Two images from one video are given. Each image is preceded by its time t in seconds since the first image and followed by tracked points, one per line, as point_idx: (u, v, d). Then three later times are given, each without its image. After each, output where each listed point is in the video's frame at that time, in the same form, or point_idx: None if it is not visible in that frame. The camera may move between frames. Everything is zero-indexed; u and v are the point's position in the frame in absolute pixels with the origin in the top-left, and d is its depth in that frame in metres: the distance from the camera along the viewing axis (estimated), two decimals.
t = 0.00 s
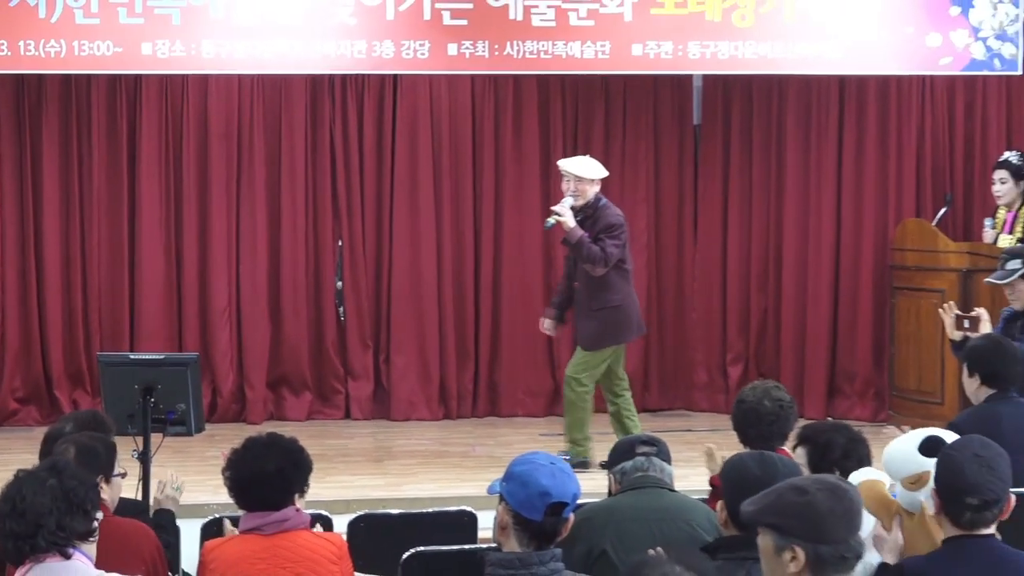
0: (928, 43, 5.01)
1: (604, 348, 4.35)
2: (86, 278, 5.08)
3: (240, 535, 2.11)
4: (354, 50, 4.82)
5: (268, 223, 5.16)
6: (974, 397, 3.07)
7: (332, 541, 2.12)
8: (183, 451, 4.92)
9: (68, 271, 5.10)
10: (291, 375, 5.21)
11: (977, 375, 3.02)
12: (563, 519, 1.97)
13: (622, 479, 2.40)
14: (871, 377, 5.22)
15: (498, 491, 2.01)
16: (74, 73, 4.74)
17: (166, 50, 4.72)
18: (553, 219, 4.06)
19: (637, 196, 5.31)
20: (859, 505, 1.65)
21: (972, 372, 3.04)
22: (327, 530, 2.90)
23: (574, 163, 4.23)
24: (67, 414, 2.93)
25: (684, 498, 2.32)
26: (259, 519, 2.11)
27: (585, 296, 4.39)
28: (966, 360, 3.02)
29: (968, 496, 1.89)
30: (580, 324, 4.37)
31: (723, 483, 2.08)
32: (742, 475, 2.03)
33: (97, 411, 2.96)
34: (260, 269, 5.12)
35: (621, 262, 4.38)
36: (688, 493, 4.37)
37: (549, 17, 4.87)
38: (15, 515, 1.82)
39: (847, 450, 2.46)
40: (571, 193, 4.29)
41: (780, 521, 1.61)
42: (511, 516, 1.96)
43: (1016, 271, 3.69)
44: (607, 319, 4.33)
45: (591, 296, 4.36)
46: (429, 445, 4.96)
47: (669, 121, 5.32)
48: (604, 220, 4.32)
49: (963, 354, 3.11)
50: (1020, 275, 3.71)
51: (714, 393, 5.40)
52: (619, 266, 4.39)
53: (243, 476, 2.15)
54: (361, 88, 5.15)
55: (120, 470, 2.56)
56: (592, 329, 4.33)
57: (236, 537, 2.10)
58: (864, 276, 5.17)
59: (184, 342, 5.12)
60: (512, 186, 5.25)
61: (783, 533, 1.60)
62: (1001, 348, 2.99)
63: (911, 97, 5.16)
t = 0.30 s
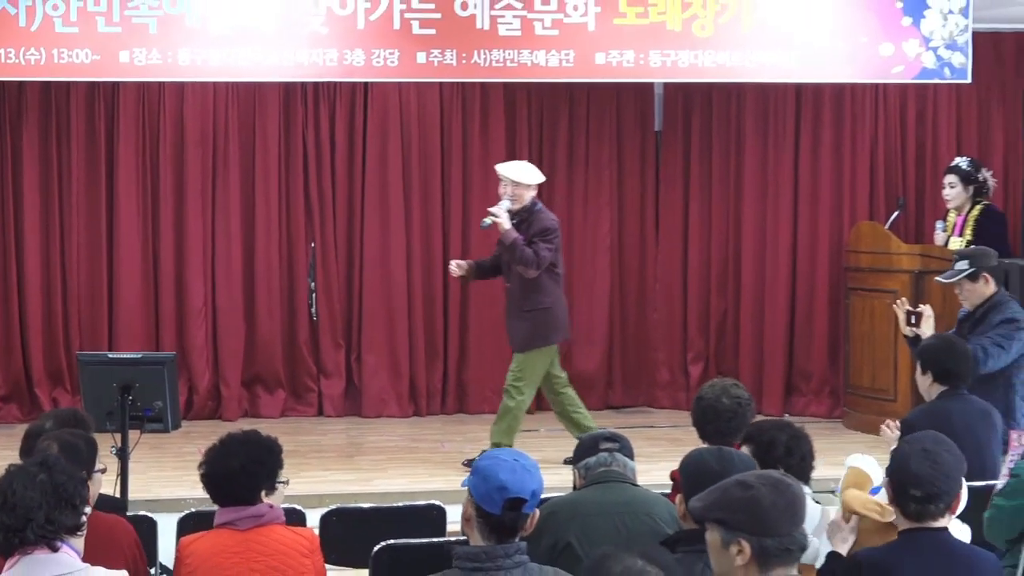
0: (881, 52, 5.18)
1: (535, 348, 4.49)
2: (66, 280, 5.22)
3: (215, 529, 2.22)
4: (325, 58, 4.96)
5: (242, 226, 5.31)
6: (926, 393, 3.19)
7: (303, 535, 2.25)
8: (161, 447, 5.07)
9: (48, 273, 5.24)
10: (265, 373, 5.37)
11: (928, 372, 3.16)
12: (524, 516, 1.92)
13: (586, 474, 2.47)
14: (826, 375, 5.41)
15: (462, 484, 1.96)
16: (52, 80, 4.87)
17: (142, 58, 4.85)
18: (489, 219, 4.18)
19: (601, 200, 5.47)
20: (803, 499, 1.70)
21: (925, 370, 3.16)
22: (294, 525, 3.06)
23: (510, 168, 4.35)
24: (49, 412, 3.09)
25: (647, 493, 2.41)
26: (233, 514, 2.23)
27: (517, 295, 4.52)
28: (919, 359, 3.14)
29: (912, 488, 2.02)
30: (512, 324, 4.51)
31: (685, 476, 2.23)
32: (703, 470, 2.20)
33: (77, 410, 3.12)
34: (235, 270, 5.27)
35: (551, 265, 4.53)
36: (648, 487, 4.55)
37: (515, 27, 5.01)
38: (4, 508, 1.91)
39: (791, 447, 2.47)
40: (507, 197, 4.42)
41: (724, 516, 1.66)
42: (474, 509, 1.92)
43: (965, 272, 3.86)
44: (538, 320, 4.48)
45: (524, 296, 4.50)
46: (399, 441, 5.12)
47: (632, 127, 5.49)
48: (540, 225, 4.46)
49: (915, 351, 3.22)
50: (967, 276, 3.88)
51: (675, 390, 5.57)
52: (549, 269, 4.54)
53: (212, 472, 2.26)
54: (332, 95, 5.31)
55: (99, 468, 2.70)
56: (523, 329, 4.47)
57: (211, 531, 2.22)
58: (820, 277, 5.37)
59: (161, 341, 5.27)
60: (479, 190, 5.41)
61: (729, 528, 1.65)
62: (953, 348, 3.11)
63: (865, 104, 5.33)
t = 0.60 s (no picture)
0: (849, 62, 5.39)
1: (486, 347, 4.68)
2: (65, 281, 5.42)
3: (210, 520, 2.35)
4: (315, 67, 5.15)
5: (235, 229, 5.51)
6: (890, 388, 3.40)
7: (295, 526, 2.38)
8: (156, 442, 5.28)
9: (48, 274, 5.44)
10: (257, 370, 5.57)
11: (893, 370, 3.37)
12: (506, 507, 2.03)
13: (564, 467, 2.66)
14: (796, 372, 5.63)
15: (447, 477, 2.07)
16: (52, 88, 5.06)
17: (138, 67, 5.05)
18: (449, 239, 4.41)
19: (580, 203, 5.69)
20: (773, 492, 1.87)
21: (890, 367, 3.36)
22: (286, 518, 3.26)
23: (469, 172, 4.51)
24: (46, 407, 3.21)
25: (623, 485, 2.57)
26: (227, 505, 2.35)
27: (470, 298, 4.70)
28: (886, 358, 3.33)
29: (872, 480, 2.10)
30: (465, 324, 4.68)
31: (657, 469, 2.31)
32: (676, 463, 2.28)
33: (76, 405, 3.27)
34: (228, 272, 5.47)
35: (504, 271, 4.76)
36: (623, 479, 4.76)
37: (498, 37, 5.21)
38: (11, 499, 1.97)
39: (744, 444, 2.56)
40: (467, 199, 4.59)
41: (699, 506, 1.83)
42: (459, 501, 2.03)
43: (934, 274, 4.10)
44: (492, 322, 4.69)
45: (479, 299, 4.68)
46: (386, 436, 5.33)
47: (609, 134, 5.70)
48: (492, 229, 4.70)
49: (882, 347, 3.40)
50: (937, 277, 4.13)
51: (651, 386, 5.79)
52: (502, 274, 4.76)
53: (208, 467, 2.37)
54: (321, 103, 5.52)
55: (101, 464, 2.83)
56: (479, 330, 4.67)
57: (205, 522, 2.35)
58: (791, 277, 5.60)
59: (156, 340, 5.47)
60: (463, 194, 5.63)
61: (703, 516, 1.82)
62: (919, 348, 3.30)
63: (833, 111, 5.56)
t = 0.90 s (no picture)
0: (820, 74, 5.68)
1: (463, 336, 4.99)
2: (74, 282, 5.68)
3: (215, 508, 2.58)
4: (313, 78, 5.43)
5: (237, 232, 5.79)
6: (860, 383, 3.67)
7: (294, 514, 2.61)
8: (162, 435, 5.55)
9: (58, 275, 5.70)
10: (257, 366, 5.85)
11: (863, 366, 3.63)
12: (493, 496, 2.11)
13: (548, 459, 2.83)
14: (771, 368, 5.91)
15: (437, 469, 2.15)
16: (62, 97, 5.32)
17: (144, 78, 5.32)
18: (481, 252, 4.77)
19: (565, 207, 5.97)
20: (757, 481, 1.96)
21: (860, 363, 3.63)
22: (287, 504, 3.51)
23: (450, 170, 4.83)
24: (56, 403, 3.45)
25: (604, 475, 2.75)
26: (230, 495, 2.59)
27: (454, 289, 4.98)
28: (857, 354, 3.60)
29: (842, 462, 2.31)
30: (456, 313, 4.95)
31: (638, 460, 2.49)
32: (655, 454, 2.45)
33: (84, 400, 3.48)
34: (230, 272, 5.74)
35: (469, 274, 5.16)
36: (605, 469, 5.04)
37: (486, 50, 5.49)
38: (43, 481, 2.16)
39: (717, 435, 2.71)
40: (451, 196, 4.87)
41: (696, 492, 1.88)
42: (447, 492, 2.11)
43: (909, 276, 4.38)
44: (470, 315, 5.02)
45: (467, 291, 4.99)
46: (380, 429, 5.61)
47: (592, 142, 6.00)
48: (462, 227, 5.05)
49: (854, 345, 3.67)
50: (912, 278, 4.40)
51: (632, 382, 6.08)
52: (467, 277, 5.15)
53: (211, 463, 2.61)
54: (318, 112, 5.79)
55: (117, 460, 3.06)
56: (467, 320, 4.97)
57: (211, 510, 2.58)
58: (765, 278, 5.89)
59: (161, 337, 5.74)
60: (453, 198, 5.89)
61: (701, 502, 1.88)
62: (889, 346, 3.58)
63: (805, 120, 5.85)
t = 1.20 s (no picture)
0: (803, 82, 5.93)
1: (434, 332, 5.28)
2: (89, 283, 5.93)
3: (222, 500, 2.69)
4: (317, 87, 5.68)
5: (245, 235, 6.05)
6: (843, 379, 3.77)
7: (299, 505, 2.73)
8: (173, 428, 5.81)
9: (73, 276, 5.95)
10: (264, 362, 6.11)
11: (846, 362, 3.74)
12: (491, 486, 2.23)
13: (545, 452, 2.96)
14: (756, 364, 6.17)
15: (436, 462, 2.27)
16: (77, 105, 5.57)
17: (156, 87, 5.56)
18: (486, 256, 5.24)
19: (559, 210, 6.23)
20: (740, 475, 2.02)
21: (842, 360, 3.72)
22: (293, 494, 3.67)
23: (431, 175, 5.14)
24: (73, 397, 3.62)
25: (596, 467, 2.86)
26: (237, 486, 2.69)
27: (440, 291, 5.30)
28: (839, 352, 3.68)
29: (839, 448, 2.36)
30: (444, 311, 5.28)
31: (630, 452, 2.55)
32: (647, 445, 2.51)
33: (98, 395, 3.64)
34: (238, 273, 6.00)
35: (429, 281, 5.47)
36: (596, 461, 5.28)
37: (483, 60, 5.75)
38: (77, 465, 2.27)
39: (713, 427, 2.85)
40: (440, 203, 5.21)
41: (673, 480, 1.97)
42: (447, 483, 2.22)
43: (894, 275, 4.58)
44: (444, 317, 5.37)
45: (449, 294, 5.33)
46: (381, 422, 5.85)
47: (586, 147, 6.25)
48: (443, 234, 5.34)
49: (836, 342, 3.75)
50: (896, 278, 4.61)
51: (624, 377, 6.33)
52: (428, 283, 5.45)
53: (219, 456, 2.71)
54: (323, 119, 6.04)
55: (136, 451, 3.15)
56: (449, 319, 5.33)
57: (218, 502, 2.68)
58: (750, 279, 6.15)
59: (173, 335, 5.99)
60: (451, 201, 6.13)
61: (676, 490, 1.96)
62: (871, 343, 3.66)
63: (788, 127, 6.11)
